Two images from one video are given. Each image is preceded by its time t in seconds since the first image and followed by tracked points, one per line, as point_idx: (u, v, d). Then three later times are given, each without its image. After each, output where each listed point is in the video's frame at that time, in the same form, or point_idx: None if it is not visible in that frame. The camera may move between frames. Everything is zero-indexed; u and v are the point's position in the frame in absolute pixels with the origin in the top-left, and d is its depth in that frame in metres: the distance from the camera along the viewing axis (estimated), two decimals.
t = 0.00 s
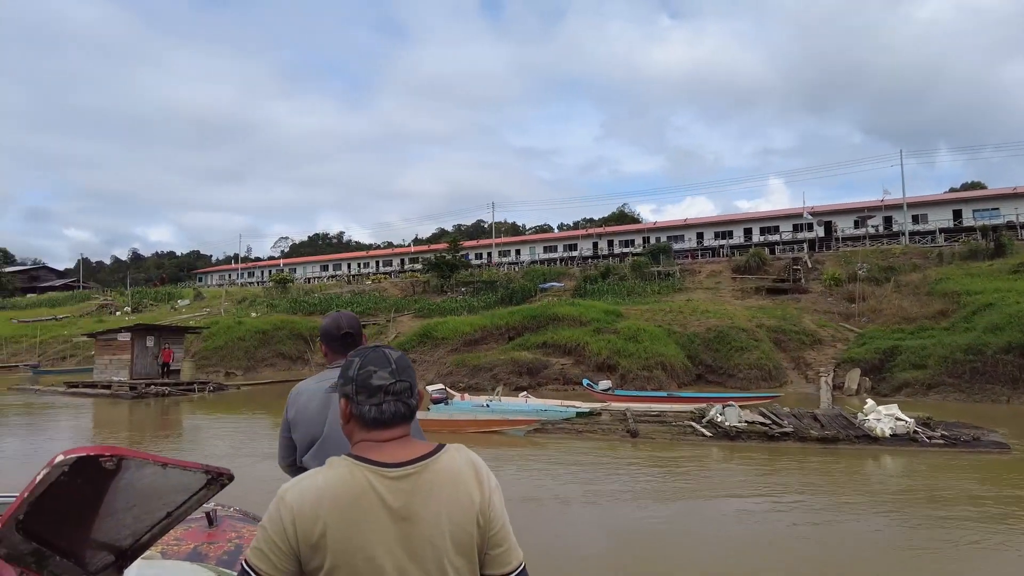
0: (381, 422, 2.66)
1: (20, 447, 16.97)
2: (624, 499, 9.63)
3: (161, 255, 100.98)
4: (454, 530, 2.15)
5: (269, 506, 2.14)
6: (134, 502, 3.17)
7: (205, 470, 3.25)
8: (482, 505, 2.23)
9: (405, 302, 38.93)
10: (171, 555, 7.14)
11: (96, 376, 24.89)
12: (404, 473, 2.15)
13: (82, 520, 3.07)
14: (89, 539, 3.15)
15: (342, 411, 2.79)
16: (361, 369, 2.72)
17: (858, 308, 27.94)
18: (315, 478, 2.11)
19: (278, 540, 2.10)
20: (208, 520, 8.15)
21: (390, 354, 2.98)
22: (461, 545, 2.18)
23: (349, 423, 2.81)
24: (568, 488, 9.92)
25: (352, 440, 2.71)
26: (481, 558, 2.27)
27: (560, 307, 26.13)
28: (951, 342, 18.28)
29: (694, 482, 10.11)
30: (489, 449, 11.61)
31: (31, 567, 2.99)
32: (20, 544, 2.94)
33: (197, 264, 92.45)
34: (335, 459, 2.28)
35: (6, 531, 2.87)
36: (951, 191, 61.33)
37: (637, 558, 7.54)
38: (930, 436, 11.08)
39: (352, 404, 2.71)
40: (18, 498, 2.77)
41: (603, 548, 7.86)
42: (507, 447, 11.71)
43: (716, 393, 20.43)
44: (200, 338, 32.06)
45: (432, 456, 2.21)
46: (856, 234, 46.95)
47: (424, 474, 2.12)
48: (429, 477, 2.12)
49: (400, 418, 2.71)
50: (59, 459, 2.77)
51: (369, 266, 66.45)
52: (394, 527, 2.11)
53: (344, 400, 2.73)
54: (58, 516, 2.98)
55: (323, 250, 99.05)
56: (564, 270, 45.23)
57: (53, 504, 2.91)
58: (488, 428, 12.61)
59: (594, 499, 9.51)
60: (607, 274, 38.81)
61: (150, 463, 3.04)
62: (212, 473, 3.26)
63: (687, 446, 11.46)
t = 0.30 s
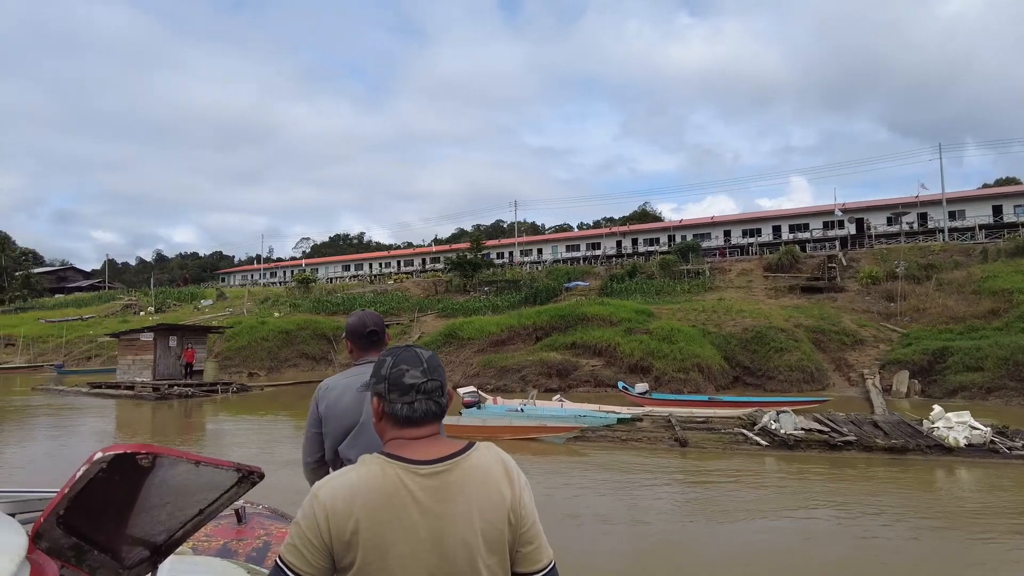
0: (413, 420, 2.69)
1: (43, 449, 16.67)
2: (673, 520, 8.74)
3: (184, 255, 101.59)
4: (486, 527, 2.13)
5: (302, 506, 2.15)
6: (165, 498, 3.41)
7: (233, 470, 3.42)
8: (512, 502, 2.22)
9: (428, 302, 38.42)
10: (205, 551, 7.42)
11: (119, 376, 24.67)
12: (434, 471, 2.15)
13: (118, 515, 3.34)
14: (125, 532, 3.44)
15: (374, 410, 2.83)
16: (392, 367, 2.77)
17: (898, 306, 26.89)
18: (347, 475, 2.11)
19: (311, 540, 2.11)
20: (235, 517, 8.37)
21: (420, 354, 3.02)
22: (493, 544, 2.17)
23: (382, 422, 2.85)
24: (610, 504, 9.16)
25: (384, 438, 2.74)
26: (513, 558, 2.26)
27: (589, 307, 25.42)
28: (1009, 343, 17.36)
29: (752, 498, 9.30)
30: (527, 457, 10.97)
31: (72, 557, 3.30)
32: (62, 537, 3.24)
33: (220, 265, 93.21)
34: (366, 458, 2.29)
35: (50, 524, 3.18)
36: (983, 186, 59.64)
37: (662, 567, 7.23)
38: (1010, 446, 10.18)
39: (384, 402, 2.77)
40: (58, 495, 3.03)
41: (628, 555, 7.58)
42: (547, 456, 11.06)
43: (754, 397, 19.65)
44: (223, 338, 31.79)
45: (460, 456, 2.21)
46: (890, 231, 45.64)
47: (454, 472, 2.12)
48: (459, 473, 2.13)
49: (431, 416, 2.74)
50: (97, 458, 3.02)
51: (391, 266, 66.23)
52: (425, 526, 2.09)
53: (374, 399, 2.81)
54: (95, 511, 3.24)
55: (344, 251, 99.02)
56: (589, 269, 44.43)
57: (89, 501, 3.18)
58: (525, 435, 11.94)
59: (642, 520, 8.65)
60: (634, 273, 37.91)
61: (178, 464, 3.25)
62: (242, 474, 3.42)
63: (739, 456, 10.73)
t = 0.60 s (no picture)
0: (440, 420, 2.65)
1: (63, 450, 16.36)
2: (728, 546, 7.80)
3: (205, 256, 102.22)
4: (516, 526, 2.11)
5: (331, 504, 2.12)
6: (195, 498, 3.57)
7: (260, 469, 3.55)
8: (542, 500, 2.19)
9: (450, 302, 37.80)
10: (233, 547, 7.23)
11: (139, 377, 24.35)
12: (464, 468, 2.12)
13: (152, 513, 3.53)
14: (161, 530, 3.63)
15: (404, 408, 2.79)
16: (421, 367, 2.71)
17: (941, 305, 25.75)
18: (374, 473, 2.08)
19: (341, 538, 2.07)
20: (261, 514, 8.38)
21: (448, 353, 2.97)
22: (522, 543, 2.14)
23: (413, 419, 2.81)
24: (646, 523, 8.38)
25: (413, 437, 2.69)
26: (541, 557, 2.23)
27: (617, 306, 24.65)
28: None
29: (813, 516, 8.45)
30: (568, 468, 10.33)
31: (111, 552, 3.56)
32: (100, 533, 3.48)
33: (241, 266, 93.61)
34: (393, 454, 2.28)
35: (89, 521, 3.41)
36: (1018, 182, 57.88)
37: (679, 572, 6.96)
38: None
39: (413, 401, 2.72)
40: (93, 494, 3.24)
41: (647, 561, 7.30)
42: (589, 466, 10.40)
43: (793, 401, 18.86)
44: (243, 338, 31.44)
45: (489, 452, 2.19)
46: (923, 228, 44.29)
47: (485, 468, 2.10)
48: (489, 469, 2.10)
49: (460, 415, 2.70)
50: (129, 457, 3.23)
51: (411, 265, 65.82)
52: (454, 524, 2.06)
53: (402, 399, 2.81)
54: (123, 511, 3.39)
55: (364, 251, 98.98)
56: (612, 267, 43.57)
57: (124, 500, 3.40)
58: (563, 444, 11.24)
59: (693, 540, 7.89)
60: (660, 272, 37.08)
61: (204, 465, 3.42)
62: (268, 472, 3.53)
63: (797, 467, 9.92)
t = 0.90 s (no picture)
0: (465, 419, 2.48)
1: (82, 451, 16.01)
2: (786, 575, 6.79)
3: (225, 256, 102.86)
4: (545, 521, 2.14)
5: (364, 503, 2.16)
6: (225, 494, 3.39)
7: (292, 467, 3.43)
8: (570, 499, 2.22)
9: (470, 302, 37.22)
10: (261, 544, 7.15)
11: (159, 378, 24.02)
12: (491, 466, 2.16)
13: (181, 510, 3.34)
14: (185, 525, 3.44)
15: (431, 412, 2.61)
16: (446, 366, 2.55)
17: (984, 304, 24.66)
18: (406, 471, 2.12)
19: (373, 535, 2.11)
20: (286, 513, 8.03)
21: (468, 355, 2.81)
22: (550, 540, 2.16)
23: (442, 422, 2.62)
24: (679, 540, 7.61)
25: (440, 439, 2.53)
26: (569, 555, 2.25)
27: (646, 305, 23.91)
28: None
29: (881, 538, 7.48)
30: (614, 478, 9.74)
31: (140, 549, 3.34)
32: (129, 531, 3.26)
33: (260, 266, 93.93)
34: (420, 454, 2.36)
35: (120, 518, 3.16)
36: None
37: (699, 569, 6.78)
38: None
39: (439, 400, 2.54)
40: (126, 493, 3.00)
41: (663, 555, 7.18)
42: (635, 476, 9.75)
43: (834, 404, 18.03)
44: (264, 338, 31.12)
45: (517, 452, 2.23)
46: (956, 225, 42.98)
47: (513, 465, 2.14)
48: (517, 466, 2.14)
49: (486, 415, 2.52)
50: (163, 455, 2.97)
51: (429, 265, 65.46)
52: (483, 522, 2.10)
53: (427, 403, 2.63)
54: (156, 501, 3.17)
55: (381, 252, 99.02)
56: (635, 266, 42.66)
57: (156, 497, 3.17)
58: (603, 454, 10.45)
59: (747, 556, 7.15)
60: (686, 270, 36.29)
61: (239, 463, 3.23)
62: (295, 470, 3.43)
63: (861, 479, 9.13)
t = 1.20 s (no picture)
0: (498, 414, 2.41)
1: (100, 453, 15.62)
2: None
3: (244, 257, 103.11)
4: (575, 512, 2.20)
5: (403, 495, 2.22)
6: (256, 493, 3.63)
7: (322, 466, 3.62)
8: (598, 491, 2.28)
9: (491, 301, 36.58)
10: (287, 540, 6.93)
11: (177, 378, 23.67)
12: (521, 459, 2.21)
13: (214, 507, 3.61)
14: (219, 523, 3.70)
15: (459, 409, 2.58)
16: (476, 363, 2.51)
17: None
18: (440, 466, 2.19)
19: (412, 528, 2.16)
20: (312, 511, 7.72)
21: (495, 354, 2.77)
22: (580, 530, 2.22)
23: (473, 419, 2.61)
24: (699, 546, 7.27)
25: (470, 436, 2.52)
26: (597, 544, 2.31)
27: (675, 304, 23.15)
28: None
29: (968, 558, 6.74)
30: (662, 489, 9.12)
31: (177, 544, 3.62)
32: (167, 527, 3.54)
33: (278, 266, 93.94)
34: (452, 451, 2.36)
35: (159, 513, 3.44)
36: None
37: None
38: None
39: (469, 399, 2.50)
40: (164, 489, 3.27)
41: (700, 564, 6.78)
42: (684, 489, 9.09)
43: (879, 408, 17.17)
44: (283, 338, 30.76)
45: (545, 444, 2.30)
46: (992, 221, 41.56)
47: (542, 458, 2.21)
48: (545, 458, 2.22)
49: (516, 412, 2.46)
50: (201, 454, 3.33)
51: (447, 265, 64.96)
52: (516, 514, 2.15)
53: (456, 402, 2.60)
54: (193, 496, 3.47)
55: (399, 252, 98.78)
56: (659, 264, 41.74)
57: (193, 494, 3.48)
58: (649, 464, 10.04)
59: None
60: (713, 268, 35.62)
61: (270, 462, 3.46)
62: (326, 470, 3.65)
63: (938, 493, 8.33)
